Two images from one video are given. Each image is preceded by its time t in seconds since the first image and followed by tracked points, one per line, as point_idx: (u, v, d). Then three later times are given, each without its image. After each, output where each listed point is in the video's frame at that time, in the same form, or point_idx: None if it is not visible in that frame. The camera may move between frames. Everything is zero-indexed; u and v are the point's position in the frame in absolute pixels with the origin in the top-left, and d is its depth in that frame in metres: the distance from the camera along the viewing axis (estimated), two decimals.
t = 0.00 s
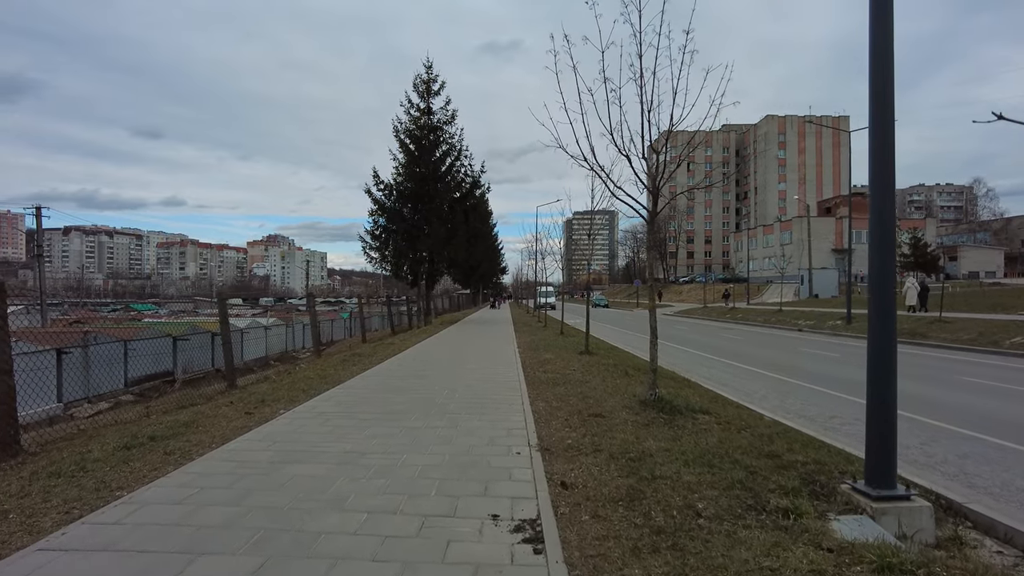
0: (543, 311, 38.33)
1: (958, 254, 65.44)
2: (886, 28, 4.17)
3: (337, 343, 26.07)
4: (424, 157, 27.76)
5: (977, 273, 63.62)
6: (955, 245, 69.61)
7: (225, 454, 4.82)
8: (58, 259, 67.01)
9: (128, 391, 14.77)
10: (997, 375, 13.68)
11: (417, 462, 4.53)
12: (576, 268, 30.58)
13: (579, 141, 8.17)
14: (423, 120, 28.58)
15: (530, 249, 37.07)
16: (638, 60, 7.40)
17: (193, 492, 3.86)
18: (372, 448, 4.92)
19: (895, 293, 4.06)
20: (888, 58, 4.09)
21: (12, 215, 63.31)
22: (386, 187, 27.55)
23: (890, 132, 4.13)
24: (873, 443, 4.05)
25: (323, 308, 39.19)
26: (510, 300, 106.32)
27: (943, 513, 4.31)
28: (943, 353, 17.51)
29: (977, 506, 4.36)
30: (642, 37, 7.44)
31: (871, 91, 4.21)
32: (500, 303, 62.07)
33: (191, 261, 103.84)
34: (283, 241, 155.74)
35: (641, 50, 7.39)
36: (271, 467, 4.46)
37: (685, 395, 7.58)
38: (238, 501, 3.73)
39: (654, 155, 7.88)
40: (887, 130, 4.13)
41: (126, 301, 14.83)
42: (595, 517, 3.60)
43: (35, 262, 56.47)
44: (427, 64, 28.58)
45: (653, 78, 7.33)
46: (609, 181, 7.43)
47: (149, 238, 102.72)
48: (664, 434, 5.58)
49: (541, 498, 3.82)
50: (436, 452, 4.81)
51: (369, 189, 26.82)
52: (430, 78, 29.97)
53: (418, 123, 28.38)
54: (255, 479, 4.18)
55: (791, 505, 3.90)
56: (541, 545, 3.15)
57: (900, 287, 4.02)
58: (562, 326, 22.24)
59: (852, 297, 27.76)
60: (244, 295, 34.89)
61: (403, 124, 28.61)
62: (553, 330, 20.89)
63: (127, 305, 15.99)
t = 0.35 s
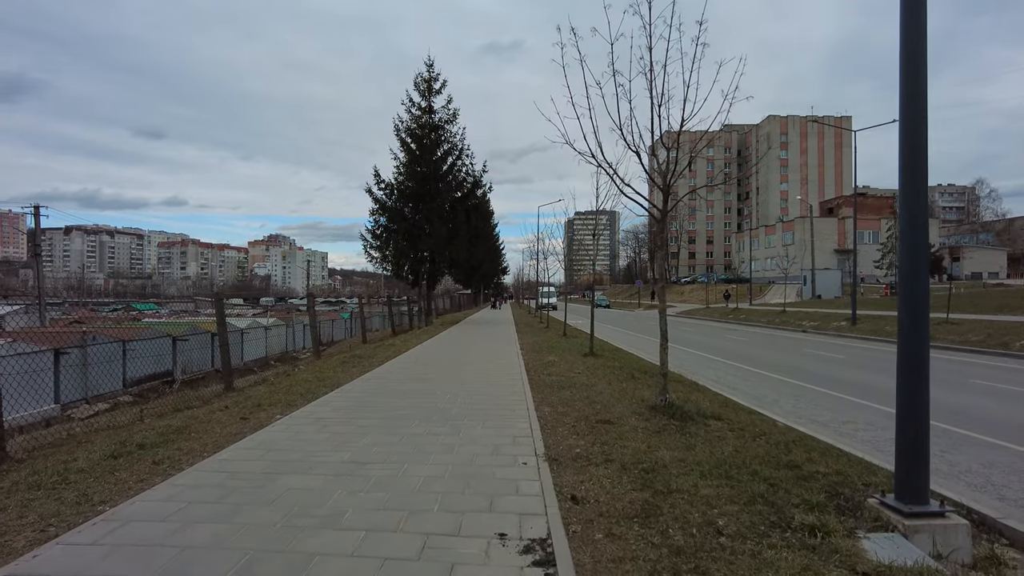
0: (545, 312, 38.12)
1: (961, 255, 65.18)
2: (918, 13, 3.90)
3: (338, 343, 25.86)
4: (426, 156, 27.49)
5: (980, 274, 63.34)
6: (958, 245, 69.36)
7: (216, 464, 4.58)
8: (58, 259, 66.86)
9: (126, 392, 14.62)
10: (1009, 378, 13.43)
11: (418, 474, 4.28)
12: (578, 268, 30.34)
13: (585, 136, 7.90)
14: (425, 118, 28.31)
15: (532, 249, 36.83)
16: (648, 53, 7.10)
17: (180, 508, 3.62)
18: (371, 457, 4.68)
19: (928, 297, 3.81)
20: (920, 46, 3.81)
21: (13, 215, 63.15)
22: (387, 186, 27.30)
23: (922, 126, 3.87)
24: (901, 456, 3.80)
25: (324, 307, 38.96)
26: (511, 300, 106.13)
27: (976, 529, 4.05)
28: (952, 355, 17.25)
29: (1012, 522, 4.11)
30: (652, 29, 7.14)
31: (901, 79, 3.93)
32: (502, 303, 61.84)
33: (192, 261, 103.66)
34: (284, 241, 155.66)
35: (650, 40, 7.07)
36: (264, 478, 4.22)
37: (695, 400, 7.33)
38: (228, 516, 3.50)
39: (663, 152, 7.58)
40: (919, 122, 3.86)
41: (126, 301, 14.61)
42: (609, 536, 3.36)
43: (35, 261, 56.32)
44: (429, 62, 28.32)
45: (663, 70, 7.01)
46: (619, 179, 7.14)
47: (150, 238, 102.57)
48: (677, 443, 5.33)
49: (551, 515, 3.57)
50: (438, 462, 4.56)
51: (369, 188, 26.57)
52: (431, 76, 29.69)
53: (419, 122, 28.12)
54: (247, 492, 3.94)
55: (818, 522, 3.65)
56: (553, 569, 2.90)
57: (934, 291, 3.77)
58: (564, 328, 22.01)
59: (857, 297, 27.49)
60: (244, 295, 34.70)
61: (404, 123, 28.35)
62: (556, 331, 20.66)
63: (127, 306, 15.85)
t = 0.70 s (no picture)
0: (544, 312, 37.91)
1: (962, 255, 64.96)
2: None
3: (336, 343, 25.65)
4: (424, 154, 27.21)
5: (981, 274, 63.13)
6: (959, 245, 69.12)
7: (202, 471, 4.33)
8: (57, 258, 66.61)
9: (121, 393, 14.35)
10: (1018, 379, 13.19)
11: (414, 483, 4.04)
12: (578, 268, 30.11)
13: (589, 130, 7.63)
14: (423, 116, 28.03)
15: (532, 249, 36.59)
16: (655, 44, 6.83)
17: (158, 521, 3.37)
18: (365, 464, 4.44)
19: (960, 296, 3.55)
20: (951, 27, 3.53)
21: (12, 214, 62.81)
22: (385, 185, 27.05)
23: (952, 114, 3.61)
24: (930, 465, 3.54)
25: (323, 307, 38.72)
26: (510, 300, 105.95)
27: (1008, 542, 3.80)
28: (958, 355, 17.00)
29: None
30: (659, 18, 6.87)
31: (929, 64, 3.68)
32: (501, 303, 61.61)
33: (191, 260, 103.43)
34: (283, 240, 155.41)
35: (655, 29, 6.79)
36: (251, 488, 3.97)
37: (702, 403, 7.09)
38: (208, 531, 3.25)
39: (670, 147, 7.30)
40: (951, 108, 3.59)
41: (122, 300, 14.38)
42: (620, 552, 3.11)
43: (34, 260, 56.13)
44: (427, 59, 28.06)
45: (669, 59, 6.73)
46: (624, 173, 6.86)
47: (150, 237, 102.31)
48: (687, 449, 5.08)
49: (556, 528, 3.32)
50: (436, 470, 4.31)
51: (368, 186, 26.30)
52: (430, 74, 29.44)
53: (418, 120, 27.84)
54: (232, 503, 3.69)
55: (842, 535, 3.39)
56: None
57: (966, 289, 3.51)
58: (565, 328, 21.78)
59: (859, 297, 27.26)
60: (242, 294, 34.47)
61: (403, 121, 28.09)
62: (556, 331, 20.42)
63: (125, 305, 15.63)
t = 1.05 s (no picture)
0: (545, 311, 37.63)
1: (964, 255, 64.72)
2: None
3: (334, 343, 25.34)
4: (423, 153, 26.93)
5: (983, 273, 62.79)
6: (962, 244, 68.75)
7: (179, 484, 4.05)
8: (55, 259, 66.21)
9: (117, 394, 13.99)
10: None
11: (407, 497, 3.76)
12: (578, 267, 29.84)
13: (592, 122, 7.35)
14: (422, 114, 27.74)
15: (532, 248, 36.29)
16: (662, 31, 6.54)
17: (125, 542, 3.10)
18: (355, 477, 4.16)
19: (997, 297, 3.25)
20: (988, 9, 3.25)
21: (10, 215, 62.35)
22: (383, 183, 26.78)
23: (991, 102, 3.31)
24: (964, 480, 3.26)
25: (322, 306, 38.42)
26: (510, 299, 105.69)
27: None
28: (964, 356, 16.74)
29: None
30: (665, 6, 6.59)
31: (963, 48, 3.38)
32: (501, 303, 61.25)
33: (191, 260, 102.96)
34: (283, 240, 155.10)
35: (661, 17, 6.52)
36: (229, 503, 3.69)
37: (708, 407, 6.83)
38: (173, 556, 2.94)
39: (678, 139, 7.03)
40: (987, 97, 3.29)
41: (122, 300, 14.12)
42: None
43: (30, 260, 55.69)
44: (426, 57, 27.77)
45: (676, 48, 6.46)
46: (629, 167, 6.59)
47: (149, 237, 101.96)
48: (696, 457, 4.81)
49: (557, 551, 3.04)
50: (429, 483, 4.03)
51: (365, 184, 26.00)
52: (428, 71, 29.14)
53: (416, 117, 27.53)
54: (208, 520, 3.42)
55: (871, 557, 3.10)
56: None
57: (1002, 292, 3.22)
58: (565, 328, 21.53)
59: (862, 297, 27.01)
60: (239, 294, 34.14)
61: (401, 119, 27.79)
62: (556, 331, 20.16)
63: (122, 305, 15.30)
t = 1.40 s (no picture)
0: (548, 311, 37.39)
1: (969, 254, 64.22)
2: None
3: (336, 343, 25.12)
4: (425, 151, 26.70)
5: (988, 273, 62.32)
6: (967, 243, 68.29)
7: (166, 495, 3.81)
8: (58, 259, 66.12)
9: (117, 395, 13.72)
10: None
11: (407, 510, 3.51)
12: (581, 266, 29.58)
13: (600, 115, 7.10)
14: (423, 112, 27.51)
15: (534, 248, 36.03)
16: (673, 20, 6.30)
17: (102, 561, 2.86)
18: (352, 488, 3.92)
19: None
20: None
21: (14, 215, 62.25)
22: (385, 182, 26.54)
23: None
24: (1011, 494, 2.99)
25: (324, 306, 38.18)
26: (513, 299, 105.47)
27: None
28: (975, 356, 16.45)
29: None
30: None
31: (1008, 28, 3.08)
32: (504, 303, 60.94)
33: (193, 260, 102.83)
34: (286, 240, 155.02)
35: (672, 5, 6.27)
36: (218, 516, 3.45)
37: (722, 411, 6.57)
38: None
39: (690, 133, 6.78)
40: None
41: (124, 300, 13.90)
42: None
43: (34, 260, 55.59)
44: (427, 54, 27.53)
45: (687, 36, 6.24)
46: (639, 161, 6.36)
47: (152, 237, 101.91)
48: (713, 465, 4.55)
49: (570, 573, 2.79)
50: (431, 495, 3.78)
51: (367, 183, 25.78)
52: (430, 69, 28.92)
53: (417, 116, 27.29)
54: (193, 536, 3.18)
55: None
56: None
57: None
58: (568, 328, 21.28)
59: (869, 297, 26.69)
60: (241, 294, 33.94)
61: (402, 117, 27.58)
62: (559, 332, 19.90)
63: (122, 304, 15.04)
